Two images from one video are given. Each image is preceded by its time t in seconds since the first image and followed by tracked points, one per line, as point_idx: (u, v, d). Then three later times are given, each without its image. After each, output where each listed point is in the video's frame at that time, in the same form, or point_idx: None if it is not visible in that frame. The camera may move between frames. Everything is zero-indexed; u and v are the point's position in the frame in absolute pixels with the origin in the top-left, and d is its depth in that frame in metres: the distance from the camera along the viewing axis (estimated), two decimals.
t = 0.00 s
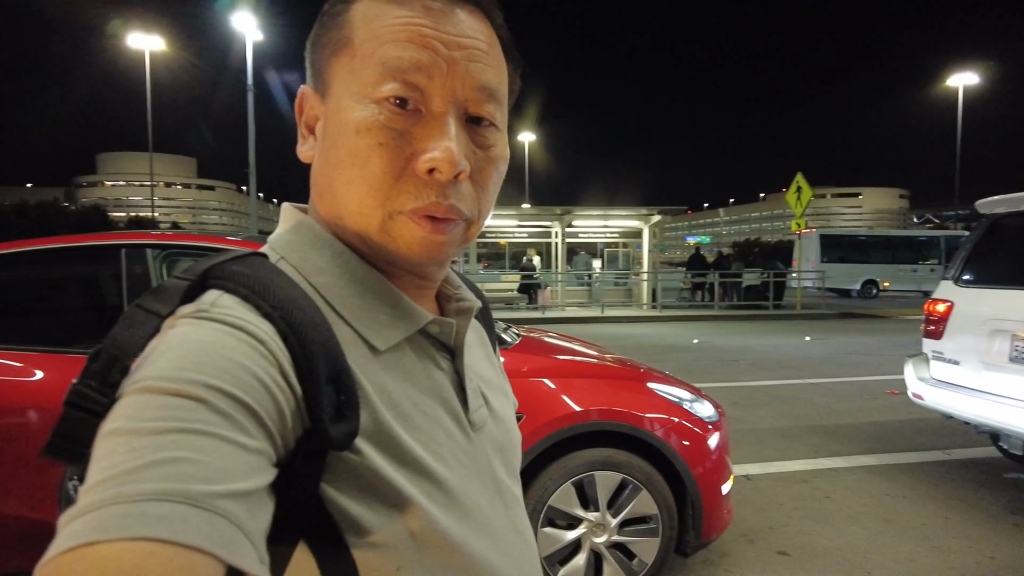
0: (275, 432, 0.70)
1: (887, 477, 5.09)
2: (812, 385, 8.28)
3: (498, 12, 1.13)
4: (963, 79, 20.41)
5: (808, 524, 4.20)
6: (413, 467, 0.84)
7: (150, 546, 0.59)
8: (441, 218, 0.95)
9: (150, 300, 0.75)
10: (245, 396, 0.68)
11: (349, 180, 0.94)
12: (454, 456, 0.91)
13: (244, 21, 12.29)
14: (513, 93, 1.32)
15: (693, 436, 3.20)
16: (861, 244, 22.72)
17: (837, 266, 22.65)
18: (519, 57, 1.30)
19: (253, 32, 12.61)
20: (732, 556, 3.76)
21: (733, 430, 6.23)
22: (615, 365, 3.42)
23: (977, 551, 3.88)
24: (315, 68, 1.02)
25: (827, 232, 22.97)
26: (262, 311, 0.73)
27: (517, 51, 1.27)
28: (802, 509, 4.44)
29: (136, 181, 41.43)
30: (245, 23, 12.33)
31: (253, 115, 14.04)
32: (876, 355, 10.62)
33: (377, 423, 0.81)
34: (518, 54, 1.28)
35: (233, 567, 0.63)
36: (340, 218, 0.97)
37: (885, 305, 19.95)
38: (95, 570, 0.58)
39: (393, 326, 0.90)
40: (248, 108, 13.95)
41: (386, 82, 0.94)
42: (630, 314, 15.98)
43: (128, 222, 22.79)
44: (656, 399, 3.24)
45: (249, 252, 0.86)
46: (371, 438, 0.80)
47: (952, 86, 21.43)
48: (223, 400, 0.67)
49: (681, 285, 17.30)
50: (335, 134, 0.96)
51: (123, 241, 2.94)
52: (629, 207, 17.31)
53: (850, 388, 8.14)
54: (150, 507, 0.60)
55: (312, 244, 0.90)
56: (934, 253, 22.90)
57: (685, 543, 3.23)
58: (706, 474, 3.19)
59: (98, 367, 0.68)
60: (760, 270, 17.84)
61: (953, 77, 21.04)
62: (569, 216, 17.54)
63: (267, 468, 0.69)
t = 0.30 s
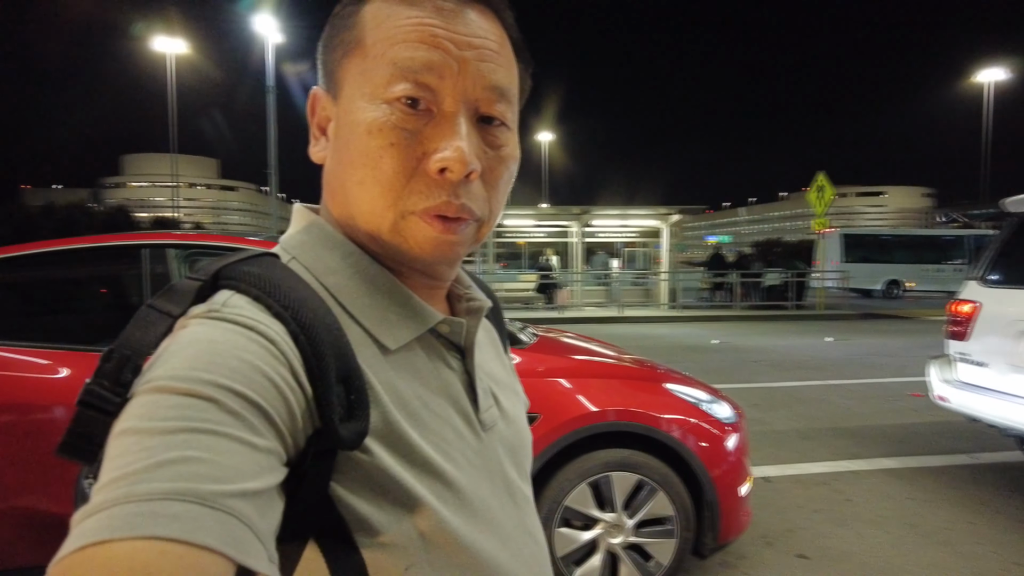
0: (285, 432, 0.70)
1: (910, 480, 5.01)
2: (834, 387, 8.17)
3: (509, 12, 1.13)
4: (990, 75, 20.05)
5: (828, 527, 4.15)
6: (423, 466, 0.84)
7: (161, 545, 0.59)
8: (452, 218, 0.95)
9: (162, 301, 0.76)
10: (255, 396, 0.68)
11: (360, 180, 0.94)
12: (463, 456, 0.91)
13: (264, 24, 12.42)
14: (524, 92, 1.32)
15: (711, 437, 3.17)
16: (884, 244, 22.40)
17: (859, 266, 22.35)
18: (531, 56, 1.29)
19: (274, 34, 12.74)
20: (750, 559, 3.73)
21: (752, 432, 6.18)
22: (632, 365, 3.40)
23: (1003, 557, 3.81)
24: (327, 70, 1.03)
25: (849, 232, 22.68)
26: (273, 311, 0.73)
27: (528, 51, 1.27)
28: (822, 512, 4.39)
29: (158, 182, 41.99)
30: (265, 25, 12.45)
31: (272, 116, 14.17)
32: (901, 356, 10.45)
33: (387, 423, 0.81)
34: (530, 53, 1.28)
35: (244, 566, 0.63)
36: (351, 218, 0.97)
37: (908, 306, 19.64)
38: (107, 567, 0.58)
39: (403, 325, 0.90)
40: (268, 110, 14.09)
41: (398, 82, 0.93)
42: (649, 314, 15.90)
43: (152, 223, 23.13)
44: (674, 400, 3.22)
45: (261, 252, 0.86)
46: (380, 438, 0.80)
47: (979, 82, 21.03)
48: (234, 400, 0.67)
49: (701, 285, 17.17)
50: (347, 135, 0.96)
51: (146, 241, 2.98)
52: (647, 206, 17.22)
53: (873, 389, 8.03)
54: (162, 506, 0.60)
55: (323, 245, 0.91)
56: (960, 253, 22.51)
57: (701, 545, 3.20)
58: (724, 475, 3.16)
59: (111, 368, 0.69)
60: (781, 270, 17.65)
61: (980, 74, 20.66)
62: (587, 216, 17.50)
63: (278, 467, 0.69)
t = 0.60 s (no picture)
0: (292, 431, 0.70)
1: (932, 484, 4.94)
2: (855, 388, 8.06)
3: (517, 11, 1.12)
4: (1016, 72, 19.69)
5: (846, 531, 4.10)
6: (430, 466, 0.83)
7: (166, 545, 0.59)
8: (461, 217, 0.95)
9: (170, 301, 0.76)
10: (261, 395, 0.68)
11: (369, 180, 0.94)
12: (471, 456, 0.91)
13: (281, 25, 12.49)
14: (533, 91, 1.31)
15: (727, 439, 3.14)
16: (906, 244, 22.08)
17: (879, 267, 22.07)
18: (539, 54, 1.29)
19: (291, 35, 12.82)
20: (767, 562, 3.69)
21: (770, 434, 6.12)
22: (648, 366, 3.38)
23: None
24: (336, 70, 1.03)
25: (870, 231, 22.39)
26: (280, 311, 0.73)
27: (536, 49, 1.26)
28: (841, 515, 4.33)
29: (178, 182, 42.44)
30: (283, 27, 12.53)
31: (290, 118, 14.26)
32: (925, 357, 10.29)
33: (394, 423, 0.81)
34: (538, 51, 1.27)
35: (250, 566, 0.63)
36: (360, 218, 0.97)
37: (930, 307, 19.36)
38: (112, 566, 0.58)
39: (410, 325, 0.90)
40: (285, 111, 14.17)
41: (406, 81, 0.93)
42: (665, 314, 15.80)
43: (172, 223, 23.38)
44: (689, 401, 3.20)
45: (269, 252, 0.86)
46: (387, 437, 0.80)
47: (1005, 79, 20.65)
48: (240, 399, 0.67)
49: (719, 285, 17.03)
50: (355, 134, 0.96)
51: (165, 242, 3.02)
52: (664, 206, 17.12)
53: (895, 392, 7.92)
54: (167, 506, 0.60)
55: (330, 245, 0.91)
56: (984, 253, 22.12)
57: (717, 548, 3.17)
58: (741, 477, 3.13)
59: (118, 367, 0.70)
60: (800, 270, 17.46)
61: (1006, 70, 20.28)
62: (603, 215, 17.44)
63: (284, 467, 0.69)
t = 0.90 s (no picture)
0: (300, 430, 0.70)
1: (952, 488, 4.86)
2: (876, 390, 7.96)
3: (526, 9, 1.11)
4: None
5: (863, 534, 4.06)
6: (438, 465, 0.83)
7: (173, 543, 0.59)
8: (470, 217, 0.95)
9: (178, 299, 0.77)
10: (269, 393, 0.68)
11: (379, 179, 0.94)
12: (479, 455, 0.90)
13: (299, 27, 12.58)
14: (543, 89, 1.30)
15: (743, 441, 3.12)
16: (928, 244, 21.77)
17: (900, 267, 21.78)
18: (549, 55, 1.28)
19: (308, 37, 12.91)
20: (782, 565, 3.66)
21: (787, 435, 6.06)
22: (663, 367, 3.36)
23: None
24: (345, 69, 1.03)
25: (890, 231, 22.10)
26: (288, 309, 0.73)
27: (546, 50, 1.26)
28: (858, 518, 4.29)
29: (196, 183, 42.87)
30: (301, 28, 12.62)
31: (307, 119, 14.34)
32: (948, 359, 10.12)
33: (401, 421, 0.80)
34: (548, 52, 1.27)
35: (257, 565, 0.63)
36: (369, 217, 0.97)
37: (952, 308, 19.07)
38: (121, 565, 0.58)
39: (419, 324, 0.90)
40: (302, 111, 14.26)
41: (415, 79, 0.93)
42: (682, 314, 15.71)
43: (191, 222, 23.64)
44: (704, 402, 3.17)
45: (279, 251, 0.86)
46: (394, 436, 0.80)
47: None
48: (248, 398, 0.67)
49: (736, 285, 16.90)
50: (364, 133, 0.96)
51: (183, 242, 3.07)
52: (681, 205, 17.02)
53: (916, 394, 7.81)
54: (175, 504, 0.60)
55: (339, 244, 0.91)
56: (1009, 252, 21.73)
57: (731, 550, 3.14)
58: (756, 479, 3.11)
59: (127, 365, 0.71)
60: (818, 270, 17.28)
61: None
62: (618, 215, 17.38)
63: (292, 465, 0.69)
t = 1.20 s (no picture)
0: (308, 430, 0.71)
1: (973, 491, 4.79)
2: (895, 392, 7.87)
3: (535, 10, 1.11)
4: None
5: (880, 537, 4.01)
6: (447, 465, 0.83)
7: (182, 542, 0.59)
8: (480, 217, 0.95)
9: (189, 299, 0.77)
10: (278, 393, 0.68)
11: (389, 179, 0.94)
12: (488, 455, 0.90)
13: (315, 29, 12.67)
14: (553, 89, 1.30)
15: (758, 442, 3.09)
16: (948, 244, 21.48)
17: (919, 267, 21.51)
18: (559, 54, 1.28)
19: (323, 39, 13.00)
20: (797, 568, 3.63)
21: (804, 437, 6.01)
22: (677, 367, 3.34)
23: None
24: (355, 70, 1.03)
25: (909, 231, 21.84)
26: (298, 309, 0.73)
27: (556, 50, 1.26)
28: (875, 521, 4.24)
29: (213, 183, 43.24)
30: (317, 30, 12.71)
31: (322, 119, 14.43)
32: (970, 360, 9.97)
33: (410, 421, 0.80)
34: (557, 51, 1.27)
35: (266, 564, 0.63)
36: (378, 217, 0.97)
37: (973, 309, 18.80)
38: (131, 564, 0.59)
39: (428, 324, 0.90)
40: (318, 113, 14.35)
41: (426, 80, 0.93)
42: (697, 315, 15.62)
43: (208, 222, 23.88)
44: (719, 403, 3.15)
45: (288, 250, 0.86)
46: (402, 436, 0.80)
47: None
48: (257, 398, 0.67)
49: (753, 285, 16.78)
50: (374, 134, 0.96)
51: (199, 242, 3.09)
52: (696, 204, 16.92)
53: (934, 395, 7.72)
54: (185, 503, 0.60)
55: (348, 244, 0.91)
56: None
57: (745, 552, 3.12)
58: (771, 481, 3.08)
59: (138, 365, 0.71)
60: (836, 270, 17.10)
61: None
62: (633, 215, 17.32)
63: (301, 465, 0.69)
